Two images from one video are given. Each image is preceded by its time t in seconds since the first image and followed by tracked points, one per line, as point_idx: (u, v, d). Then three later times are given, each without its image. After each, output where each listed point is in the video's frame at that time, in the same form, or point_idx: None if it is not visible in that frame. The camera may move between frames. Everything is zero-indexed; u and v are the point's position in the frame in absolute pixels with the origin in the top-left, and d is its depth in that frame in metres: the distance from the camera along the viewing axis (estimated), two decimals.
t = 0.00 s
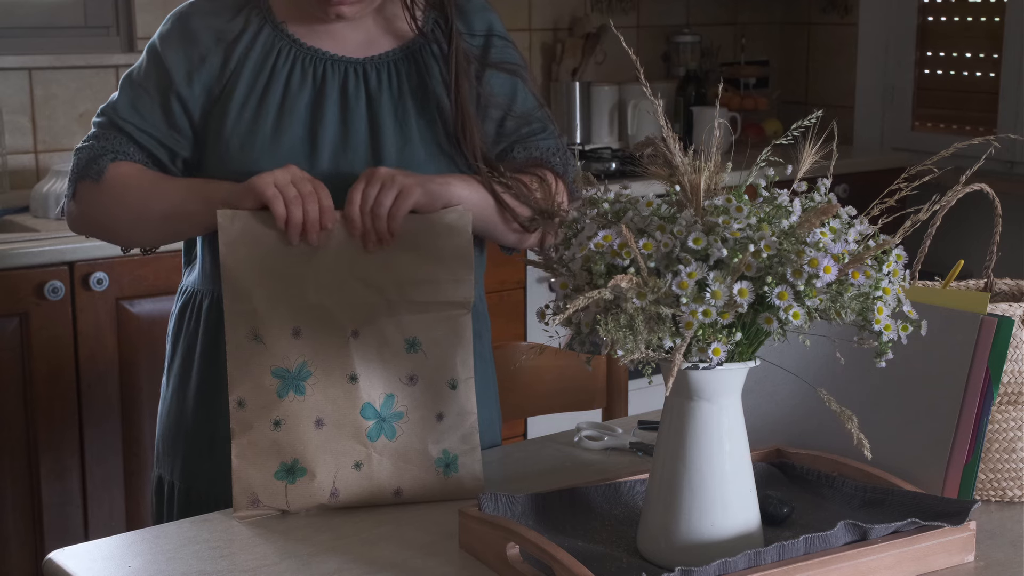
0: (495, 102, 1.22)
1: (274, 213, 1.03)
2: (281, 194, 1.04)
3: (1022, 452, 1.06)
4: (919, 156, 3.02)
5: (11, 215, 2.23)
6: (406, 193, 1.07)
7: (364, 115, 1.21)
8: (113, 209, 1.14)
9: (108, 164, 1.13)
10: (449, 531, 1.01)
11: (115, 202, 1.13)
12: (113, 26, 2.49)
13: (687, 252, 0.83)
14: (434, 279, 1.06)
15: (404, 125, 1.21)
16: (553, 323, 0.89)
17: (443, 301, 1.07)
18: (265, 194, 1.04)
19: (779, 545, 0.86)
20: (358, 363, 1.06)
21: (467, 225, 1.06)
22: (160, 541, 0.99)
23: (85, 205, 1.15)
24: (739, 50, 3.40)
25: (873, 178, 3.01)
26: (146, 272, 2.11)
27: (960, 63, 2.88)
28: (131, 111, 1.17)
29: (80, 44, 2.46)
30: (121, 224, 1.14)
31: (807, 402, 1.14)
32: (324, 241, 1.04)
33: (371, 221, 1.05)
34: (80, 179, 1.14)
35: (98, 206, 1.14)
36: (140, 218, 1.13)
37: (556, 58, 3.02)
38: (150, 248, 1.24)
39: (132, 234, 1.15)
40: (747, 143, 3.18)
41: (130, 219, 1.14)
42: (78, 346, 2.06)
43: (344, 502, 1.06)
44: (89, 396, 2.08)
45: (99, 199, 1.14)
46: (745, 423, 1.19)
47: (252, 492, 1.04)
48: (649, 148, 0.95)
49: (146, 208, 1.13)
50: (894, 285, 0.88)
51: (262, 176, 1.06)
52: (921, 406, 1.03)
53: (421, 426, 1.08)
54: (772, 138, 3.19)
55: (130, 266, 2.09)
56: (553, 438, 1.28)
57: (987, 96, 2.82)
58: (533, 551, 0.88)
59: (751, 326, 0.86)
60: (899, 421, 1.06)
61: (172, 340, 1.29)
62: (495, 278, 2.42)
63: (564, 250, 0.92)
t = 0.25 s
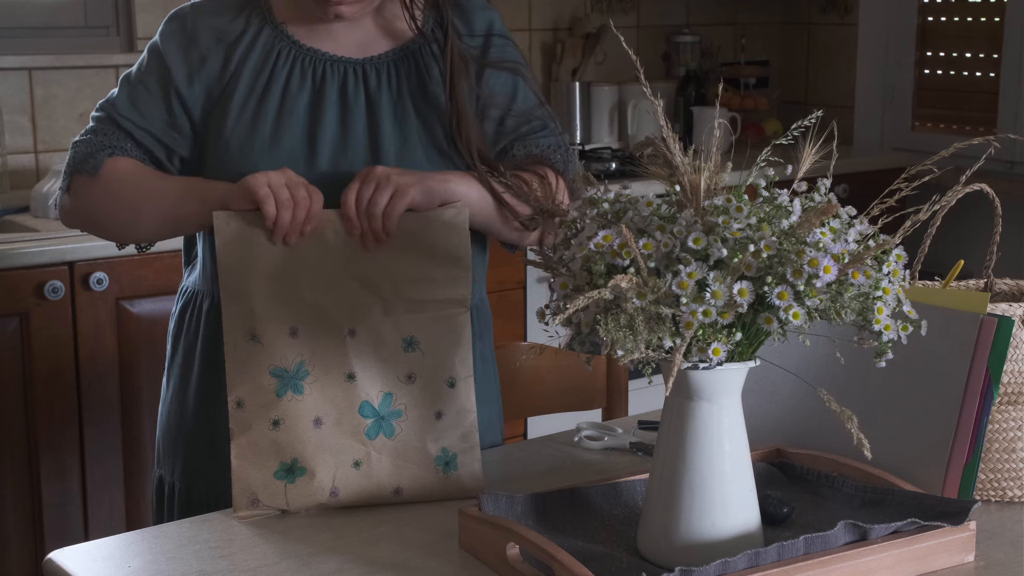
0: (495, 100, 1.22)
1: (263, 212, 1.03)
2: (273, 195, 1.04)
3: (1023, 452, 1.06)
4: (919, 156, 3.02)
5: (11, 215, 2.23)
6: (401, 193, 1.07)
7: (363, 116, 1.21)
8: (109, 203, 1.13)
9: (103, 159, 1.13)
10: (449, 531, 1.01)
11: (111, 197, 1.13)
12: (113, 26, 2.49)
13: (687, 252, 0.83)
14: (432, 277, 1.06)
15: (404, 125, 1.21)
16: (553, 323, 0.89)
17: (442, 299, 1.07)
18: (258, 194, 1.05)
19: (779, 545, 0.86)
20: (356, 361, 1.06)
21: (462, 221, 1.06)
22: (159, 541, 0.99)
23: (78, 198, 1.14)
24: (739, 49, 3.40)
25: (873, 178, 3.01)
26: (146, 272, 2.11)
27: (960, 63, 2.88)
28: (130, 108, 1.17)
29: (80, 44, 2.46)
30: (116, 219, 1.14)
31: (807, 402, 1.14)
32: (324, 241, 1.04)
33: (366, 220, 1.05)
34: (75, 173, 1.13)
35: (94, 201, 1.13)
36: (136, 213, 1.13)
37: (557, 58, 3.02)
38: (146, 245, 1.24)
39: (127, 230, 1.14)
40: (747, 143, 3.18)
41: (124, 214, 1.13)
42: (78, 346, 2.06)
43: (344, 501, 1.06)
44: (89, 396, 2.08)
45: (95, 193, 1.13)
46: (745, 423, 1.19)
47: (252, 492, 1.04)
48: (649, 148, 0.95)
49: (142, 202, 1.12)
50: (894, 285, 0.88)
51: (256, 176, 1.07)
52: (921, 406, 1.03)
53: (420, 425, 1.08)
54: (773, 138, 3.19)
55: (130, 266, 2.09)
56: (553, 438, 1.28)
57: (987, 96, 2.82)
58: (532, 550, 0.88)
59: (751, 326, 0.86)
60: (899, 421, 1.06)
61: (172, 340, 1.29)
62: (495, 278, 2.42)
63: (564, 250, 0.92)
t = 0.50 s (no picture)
0: (494, 101, 1.22)
1: (271, 210, 1.03)
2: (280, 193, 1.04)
3: (1022, 452, 1.06)
4: (919, 156, 3.02)
5: (11, 215, 2.23)
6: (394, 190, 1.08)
7: (362, 116, 1.21)
8: (113, 202, 1.13)
9: (104, 155, 1.13)
10: (448, 531, 1.01)
11: (115, 195, 1.13)
12: (113, 26, 2.49)
13: (687, 252, 0.83)
14: (434, 278, 1.06)
15: (403, 125, 1.21)
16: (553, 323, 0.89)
17: (444, 301, 1.07)
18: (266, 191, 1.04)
19: (779, 545, 0.86)
20: (358, 361, 1.06)
21: (465, 224, 1.06)
22: (159, 541, 0.99)
23: (79, 194, 1.14)
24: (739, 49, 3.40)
25: (873, 178, 3.01)
26: (147, 272, 2.11)
27: (960, 63, 2.88)
28: (130, 105, 1.16)
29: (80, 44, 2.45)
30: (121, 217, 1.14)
31: (806, 403, 1.14)
32: (324, 241, 1.04)
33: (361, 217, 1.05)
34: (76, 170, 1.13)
35: (98, 200, 1.13)
36: (140, 211, 1.13)
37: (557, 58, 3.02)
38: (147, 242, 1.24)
39: (132, 229, 1.14)
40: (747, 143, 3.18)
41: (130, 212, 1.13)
42: (78, 346, 2.06)
43: (345, 500, 1.06)
44: (89, 396, 2.08)
45: (98, 193, 1.13)
46: (744, 423, 1.19)
47: (253, 491, 1.04)
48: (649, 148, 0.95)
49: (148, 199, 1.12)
50: (894, 285, 0.88)
51: (264, 174, 1.07)
52: (921, 406, 1.03)
53: (422, 425, 1.08)
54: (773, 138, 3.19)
55: (130, 266, 2.09)
56: (553, 438, 1.28)
57: (986, 96, 2.82)
58: (532, 550, 0.88)
59: (751, 326, 0.86)
60: (898, 422, 1.06)
61: (171, 340, 1.29)
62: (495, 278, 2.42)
63: (564, 250, 0.92)
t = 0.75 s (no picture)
0: (494, 100, 1.22)
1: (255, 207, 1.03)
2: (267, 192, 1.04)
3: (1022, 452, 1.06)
4: (919, 156, 3.02)
5: (12, 215, 2.23)
6: (395, 194, 1.07)
7: (361, 116, 1.21)
8: (97, 183, 1.12)
9: (92, 137, 1.13)
10: (450, 532, 1.01)
11: (100, 177, 1.12)
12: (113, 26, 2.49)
13: (687, 252, 0.83)
14: (438, 277, 1.06)
15: (402, 125, 1.21)
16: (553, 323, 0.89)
17: (452, 301, 1.07)
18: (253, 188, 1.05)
19: (779, 545, 0.86)
20: (366, 360, 1.06)
21: (471, 224, 1.06)
22: (161, 541, 0.99)
23: (60, 174, 1.13)
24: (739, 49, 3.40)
25: (873, 178, 3.01)
26: (147, 272, 2.11)
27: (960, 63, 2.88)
28: (124, 94, 1.16)
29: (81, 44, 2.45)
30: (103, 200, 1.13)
31: (807, 402, 1.14)
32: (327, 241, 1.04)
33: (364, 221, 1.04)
34: (62, 151, 1.13)
35: (83, 180, 1.12)
36: (124, 195, 1.12)
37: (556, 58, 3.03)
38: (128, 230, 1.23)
39: (113, 212, 1.13)
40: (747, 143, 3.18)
41: (114, 195, 1.12)
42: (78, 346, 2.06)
43: (353, 500, 1.06)
44: (89, 396, 2.08)
45: (84, 173, 1.12)
46: (745, 423, 1.19)
47: (260, 491, 1.04)
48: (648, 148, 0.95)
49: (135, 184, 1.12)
50: (894, 285, 0.88)
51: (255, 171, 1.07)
52: (921, 406, 1.03)
53: (429, 425, 1.08)
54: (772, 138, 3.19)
55: (130, 266, 2.09)
56: (553, 438, 1.28)
57: (986, 96, 2.82)
58: (533, 550, 0.88)
59: (751, 326, 0.86)
60: (898, 422, 1.06)
61: (172, 340, 1.29)
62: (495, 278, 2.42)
63: (564, 250, 0.92)
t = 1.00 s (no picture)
0: (497, 100, 1.22)
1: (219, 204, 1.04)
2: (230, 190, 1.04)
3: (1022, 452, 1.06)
4: (919, 156, 3.02)
5: (12, 215, 2.24)
6: (402, 196, 1.06)
7: (362, 116, 1.21)
8: (70, 163, 1.12)
9: (70, 118, 1.13)
10: (450, 531, 1.01)
11: (75, 158, 1.12)
12: (113, 26, 2.49)
13: (687, 252, 0.83)
14: (441, 277, 1.06)
15: (403, 125, 1.22)
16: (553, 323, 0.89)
17: (456, 300, 1.07)
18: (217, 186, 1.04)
19: (779, 545, 0.86)
20: (370, 359, 1.06)
21: (477, 224, 1.06)
22: (161, 541, 0.99)
23: (34, 150, 1.13)
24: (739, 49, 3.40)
25: (873, 178, 3.01)
26: (147, 272, 2.11)
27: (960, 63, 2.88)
28: (110, 84, 1.16)
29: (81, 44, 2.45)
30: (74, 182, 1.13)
31: (807, 402, 1.14)
32: (329, 242, 1.04)
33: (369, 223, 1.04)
34: (39, 127, 1.13)
35: (57, 159, 1.13)
36: (94, 179, 1.12)
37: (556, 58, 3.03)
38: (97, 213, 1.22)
39: (82, 194, 1.13)
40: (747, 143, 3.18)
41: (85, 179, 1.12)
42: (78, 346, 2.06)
43: (358, 499, 1.06)
44: (89, 395, 2.08)
45: (58, 152, 1.13)
46: (745, 423, 1.19)
47: (265, 490, 1.04)
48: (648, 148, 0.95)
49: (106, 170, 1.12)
50: (894, 285, 0.88)
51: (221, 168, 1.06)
52: (921, 406, 1.03)
53: (433, 425, 1.08)
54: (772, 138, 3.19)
55: (130, 266, 2.09)
56: (553, 438, 1.28)
57: (986, 96, 2.82)
58: (534, 550, 0.88)
59: (751, 326, 0.86)
60: (898, 422, 1.06)
61: (171, 339, 1.29)
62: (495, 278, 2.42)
63: (564, 250, 0.92)
